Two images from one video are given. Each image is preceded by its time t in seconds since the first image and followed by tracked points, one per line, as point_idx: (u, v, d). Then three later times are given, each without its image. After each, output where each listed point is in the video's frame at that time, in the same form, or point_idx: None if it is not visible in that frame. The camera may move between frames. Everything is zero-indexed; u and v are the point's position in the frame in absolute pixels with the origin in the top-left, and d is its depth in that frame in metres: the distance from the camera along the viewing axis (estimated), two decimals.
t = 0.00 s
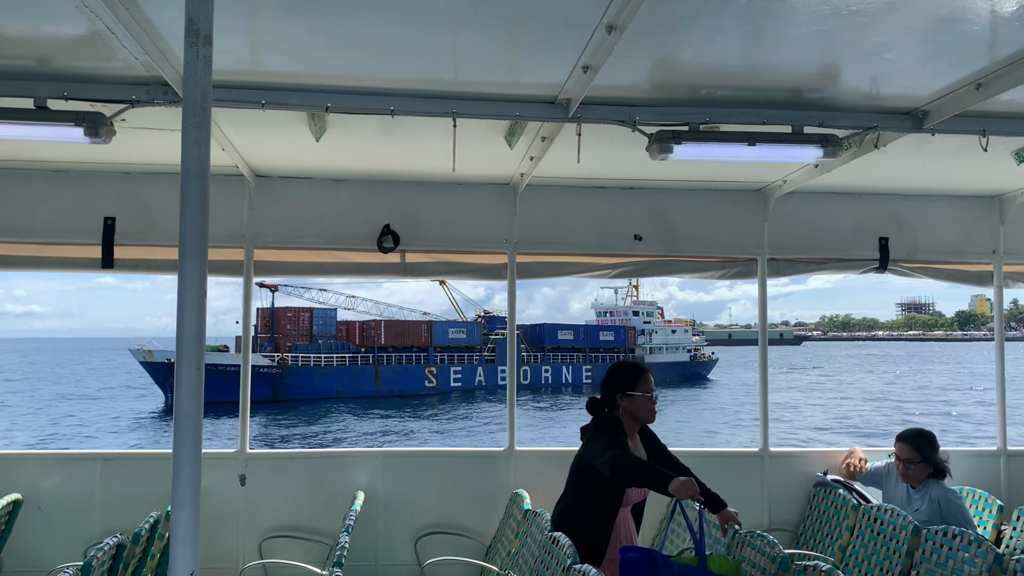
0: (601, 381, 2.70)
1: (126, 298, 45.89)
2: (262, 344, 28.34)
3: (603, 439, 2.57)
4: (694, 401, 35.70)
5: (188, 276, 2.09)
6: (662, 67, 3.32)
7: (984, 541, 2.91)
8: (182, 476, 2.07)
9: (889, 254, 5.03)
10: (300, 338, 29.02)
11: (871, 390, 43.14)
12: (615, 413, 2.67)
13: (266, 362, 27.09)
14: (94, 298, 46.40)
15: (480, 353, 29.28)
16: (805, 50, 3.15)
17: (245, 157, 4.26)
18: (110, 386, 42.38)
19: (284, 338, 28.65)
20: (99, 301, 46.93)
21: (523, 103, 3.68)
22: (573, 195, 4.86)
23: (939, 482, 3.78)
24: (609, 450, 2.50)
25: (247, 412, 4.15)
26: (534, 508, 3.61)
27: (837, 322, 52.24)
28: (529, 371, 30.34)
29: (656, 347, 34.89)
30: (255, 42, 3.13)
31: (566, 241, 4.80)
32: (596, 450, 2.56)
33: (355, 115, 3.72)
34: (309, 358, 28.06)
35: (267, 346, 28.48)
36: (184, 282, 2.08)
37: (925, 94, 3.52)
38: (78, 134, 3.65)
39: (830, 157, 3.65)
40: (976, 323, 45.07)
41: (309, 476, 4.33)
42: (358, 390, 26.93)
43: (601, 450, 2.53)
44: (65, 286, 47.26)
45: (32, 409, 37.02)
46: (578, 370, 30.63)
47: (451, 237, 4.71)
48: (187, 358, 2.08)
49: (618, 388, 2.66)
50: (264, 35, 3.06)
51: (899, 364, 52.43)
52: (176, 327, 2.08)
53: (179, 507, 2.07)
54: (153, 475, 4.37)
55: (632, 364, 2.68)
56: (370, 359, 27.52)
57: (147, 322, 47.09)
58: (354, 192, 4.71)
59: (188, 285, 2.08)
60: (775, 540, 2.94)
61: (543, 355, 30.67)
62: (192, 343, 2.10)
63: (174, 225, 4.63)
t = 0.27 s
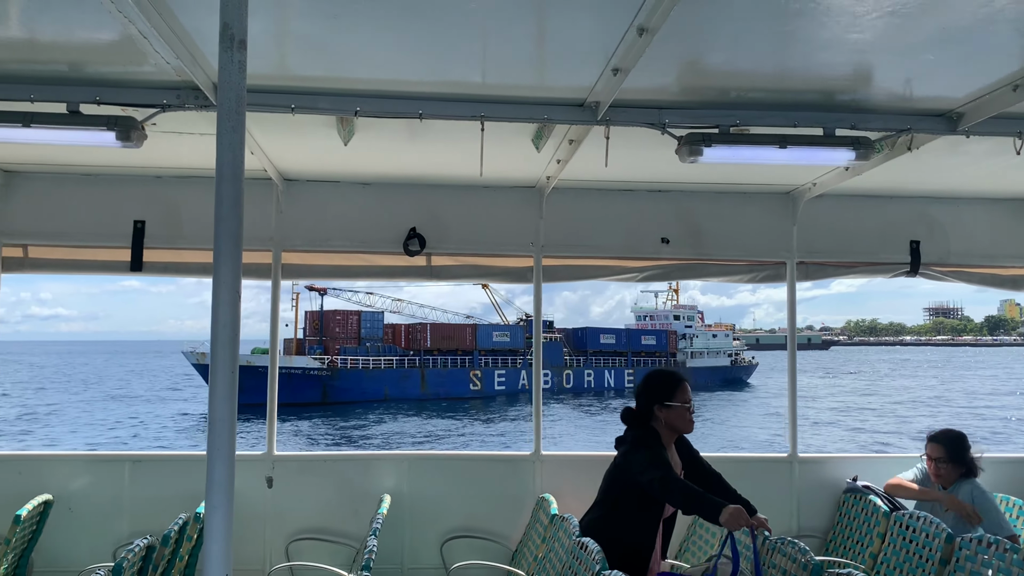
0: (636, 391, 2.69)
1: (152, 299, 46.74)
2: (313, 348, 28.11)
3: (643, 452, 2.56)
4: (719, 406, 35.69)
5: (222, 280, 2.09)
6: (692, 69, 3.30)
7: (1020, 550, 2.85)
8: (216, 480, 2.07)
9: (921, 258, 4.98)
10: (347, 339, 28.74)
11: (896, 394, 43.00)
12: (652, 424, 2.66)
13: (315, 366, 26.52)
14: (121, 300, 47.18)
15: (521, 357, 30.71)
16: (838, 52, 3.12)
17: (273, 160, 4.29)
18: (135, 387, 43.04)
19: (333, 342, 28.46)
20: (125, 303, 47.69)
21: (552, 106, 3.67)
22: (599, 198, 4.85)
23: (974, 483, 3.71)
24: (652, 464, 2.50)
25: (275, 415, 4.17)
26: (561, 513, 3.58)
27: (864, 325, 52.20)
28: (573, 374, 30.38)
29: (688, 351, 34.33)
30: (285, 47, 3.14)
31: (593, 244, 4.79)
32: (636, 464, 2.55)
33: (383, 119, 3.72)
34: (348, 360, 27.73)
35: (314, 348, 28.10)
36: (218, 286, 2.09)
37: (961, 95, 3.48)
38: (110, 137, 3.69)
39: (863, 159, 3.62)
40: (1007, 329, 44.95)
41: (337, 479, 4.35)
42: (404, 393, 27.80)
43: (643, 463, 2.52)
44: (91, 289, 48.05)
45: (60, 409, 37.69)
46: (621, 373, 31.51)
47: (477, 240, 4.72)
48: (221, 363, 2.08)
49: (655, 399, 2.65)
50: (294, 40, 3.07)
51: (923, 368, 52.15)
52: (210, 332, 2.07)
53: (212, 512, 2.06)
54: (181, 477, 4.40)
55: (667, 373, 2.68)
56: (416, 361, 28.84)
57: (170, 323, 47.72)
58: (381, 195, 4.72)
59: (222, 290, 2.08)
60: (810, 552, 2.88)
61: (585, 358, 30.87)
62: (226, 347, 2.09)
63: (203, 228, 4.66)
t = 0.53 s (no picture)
0: (665, 395, 2.61)
1: (172, 305, 47.24)
2: (360, 352, 28.96)
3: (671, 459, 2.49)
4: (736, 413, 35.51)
5: (248, 279, 2.06)
6: (719, 69, 3.26)
7: None
8: (241, 483, 2.04)
9: (949, 260, 4.90)
10: (395, 346, 29.68)
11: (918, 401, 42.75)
12: (682, 430, 2.58)
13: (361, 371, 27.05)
14: (141, 307, 47.73)
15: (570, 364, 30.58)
16: (868, 51, 3.07)
17: (296, 162, 4.30)
18: (154, 391, 43.50)
19: (381, 347, 29.72)
20: (145, 308, 48.22)
21: (576, 107, 3.64)
22: (622, 200, 4.82)
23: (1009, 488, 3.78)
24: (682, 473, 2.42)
25: (295, 417, 4.21)
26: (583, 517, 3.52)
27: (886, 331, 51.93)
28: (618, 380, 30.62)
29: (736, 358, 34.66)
30: (308, 47, 3.12)
31: (616, 247, 4.76)
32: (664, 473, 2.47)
33: (406, 120, 3.70)
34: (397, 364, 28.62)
35: (365, 353, 29.00)
36: (243, 287, 2.07)
37: (994, 95, 3.42)
38: (134, 139, 3.69)
39: (892, 160, 3.57)
40: None
41: (357, 482, 4.36)
42: (450, 398, 27.62)
43: (672, 473, 2.44)
44: (111, 294, 48.64)
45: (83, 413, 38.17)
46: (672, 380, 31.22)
47: (499, 242, 4.70)
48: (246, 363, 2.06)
49: (685, 404, 2.56)
50: (317, 40, 3.06)
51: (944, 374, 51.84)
52: (236, 333, 2.04)
53: (237, 516, 2.03)
54: (202, 479, 4.40)
55: (697, 378, 2.60)
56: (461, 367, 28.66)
57: (189, 328, 48.17)
58: (403, 198, 4.72)
59: (248, 290, 2.06)
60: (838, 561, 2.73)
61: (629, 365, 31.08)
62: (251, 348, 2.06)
63: (225, 230, 4.67)
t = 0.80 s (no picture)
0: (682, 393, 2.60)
1: (183, 309, 47.39)
2: (404, 356, 28.61)
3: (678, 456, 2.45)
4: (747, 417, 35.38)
5: (264, 281, 2.08)
6: (734, 73, 3.26)
7: None
8: (256, 486, 2.04)
9: (965, 264, 4.88)
10: (435, 348, 29.35)
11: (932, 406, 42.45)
12: (695, 429, 2.57)
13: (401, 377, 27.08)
14: (152, 310, 47.93)
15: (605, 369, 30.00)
16: (884, 55, 3.06)
17: (310, 165, 4.32)
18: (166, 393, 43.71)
19: (420, 350, 29.15)
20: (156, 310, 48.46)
21: (589, 111, 3.62)
22: (635, 203, 4.81)
23: None
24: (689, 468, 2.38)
25: (308, 420, 4.25)
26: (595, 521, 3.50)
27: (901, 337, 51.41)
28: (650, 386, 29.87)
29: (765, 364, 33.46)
30: (323, 50, 3.13)
31: (629, 250, 4.76)
32: (673, 467, 2.44)
33: (420, 123, 3.71)
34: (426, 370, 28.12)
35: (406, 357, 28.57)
36: (258, 289, 2.07)
37: (1011, 98, 3.40)
38: (149, 142, 3.71)
39: (908, 163, 3.55)
40: None
41: (369, 484, 4.38)
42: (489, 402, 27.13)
43: (679, 468, 2.40)
44: (122, 297, 48.89)
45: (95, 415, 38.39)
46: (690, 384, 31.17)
47: (512, 245, 4.70)
48: (261, 366, 2.07)
49: (699, 403, 2.55)
50: (332, 43, 3.07)
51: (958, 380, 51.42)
52: (252, 338, 2.05)
53: (252, 519, 2.03)
54: (215, 481, 4.42)
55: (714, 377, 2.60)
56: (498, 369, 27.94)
57: (198, 330, 48.45)
58: (416, 200, 4.73)
59: (263, 294, 2.07)
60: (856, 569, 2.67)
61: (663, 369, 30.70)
62: (267, 352, 2.07)
63: (239, 232, 4.69)
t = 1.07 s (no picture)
0: (696, 390, 2.60)
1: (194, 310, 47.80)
2: (437, 357, 28.82)
3: (674, 454, 2.49)
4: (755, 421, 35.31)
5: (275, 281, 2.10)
6: (742, 75, 3.26)
7: None
8: (266, 485, 2.06)
9: (974, 267, 4.87)
10: (471, 352, 29.14)
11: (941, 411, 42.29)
12: (706, 428, 2.56)
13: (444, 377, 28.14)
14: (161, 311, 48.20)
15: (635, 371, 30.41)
16: (891, 57, 3.06)
17: (320, 167, 4.34)
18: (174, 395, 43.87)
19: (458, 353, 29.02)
20: (165, 312, 48.70)
21: (598, 113, 3.65)
22: (644, 205, 4.82)
23: None
24: (677, 467, 2.42)
25: (317, 420, 4.28)
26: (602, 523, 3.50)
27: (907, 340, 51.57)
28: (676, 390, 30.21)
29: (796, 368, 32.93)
30: (334, 52, 3.16)
31: (638, 252, 4.77)
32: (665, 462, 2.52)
33: (429, 125, 3.73)
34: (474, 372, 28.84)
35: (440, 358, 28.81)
36: (269, 288, 2.09)
37: (1021, 100, 3.39)
38: (160, 143, 3.74)
39: (916, 166, 3.55)
40: None
41: (377, 485, 4.41)
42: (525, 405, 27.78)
43: (673, 467, 2.44)
44: (131, 298, 49.17)
45: (105, 416, 38.58)
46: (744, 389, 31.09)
47: (520, 247, 4.72)
48: (273, 364, 2.08)
49: (713, 403, 2.55)
50: (343, 45, 3.09)
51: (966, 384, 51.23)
52: (262, 337, 2.07)
53: (262, 518, 2.05)
54: (224, 481, 4.44)
55: (729, 378, 2.60)
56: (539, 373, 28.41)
57: (206, 331, 48.70)
58: (425, 202, 4.75)
59: (274, 294, 2.09)
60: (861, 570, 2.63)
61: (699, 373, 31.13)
62: (277, 351, 2.09)
63: (249, 234, 4.72)
